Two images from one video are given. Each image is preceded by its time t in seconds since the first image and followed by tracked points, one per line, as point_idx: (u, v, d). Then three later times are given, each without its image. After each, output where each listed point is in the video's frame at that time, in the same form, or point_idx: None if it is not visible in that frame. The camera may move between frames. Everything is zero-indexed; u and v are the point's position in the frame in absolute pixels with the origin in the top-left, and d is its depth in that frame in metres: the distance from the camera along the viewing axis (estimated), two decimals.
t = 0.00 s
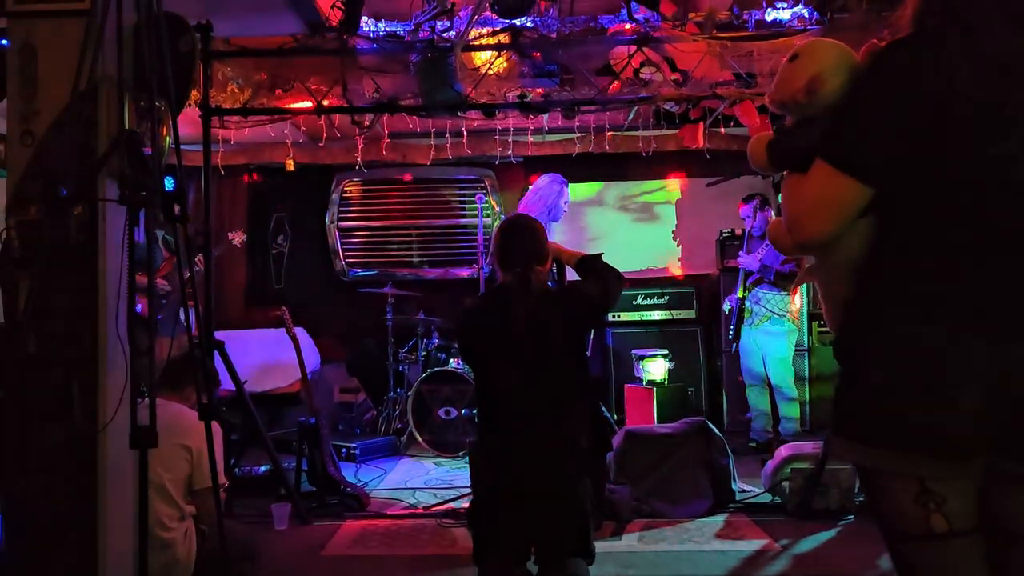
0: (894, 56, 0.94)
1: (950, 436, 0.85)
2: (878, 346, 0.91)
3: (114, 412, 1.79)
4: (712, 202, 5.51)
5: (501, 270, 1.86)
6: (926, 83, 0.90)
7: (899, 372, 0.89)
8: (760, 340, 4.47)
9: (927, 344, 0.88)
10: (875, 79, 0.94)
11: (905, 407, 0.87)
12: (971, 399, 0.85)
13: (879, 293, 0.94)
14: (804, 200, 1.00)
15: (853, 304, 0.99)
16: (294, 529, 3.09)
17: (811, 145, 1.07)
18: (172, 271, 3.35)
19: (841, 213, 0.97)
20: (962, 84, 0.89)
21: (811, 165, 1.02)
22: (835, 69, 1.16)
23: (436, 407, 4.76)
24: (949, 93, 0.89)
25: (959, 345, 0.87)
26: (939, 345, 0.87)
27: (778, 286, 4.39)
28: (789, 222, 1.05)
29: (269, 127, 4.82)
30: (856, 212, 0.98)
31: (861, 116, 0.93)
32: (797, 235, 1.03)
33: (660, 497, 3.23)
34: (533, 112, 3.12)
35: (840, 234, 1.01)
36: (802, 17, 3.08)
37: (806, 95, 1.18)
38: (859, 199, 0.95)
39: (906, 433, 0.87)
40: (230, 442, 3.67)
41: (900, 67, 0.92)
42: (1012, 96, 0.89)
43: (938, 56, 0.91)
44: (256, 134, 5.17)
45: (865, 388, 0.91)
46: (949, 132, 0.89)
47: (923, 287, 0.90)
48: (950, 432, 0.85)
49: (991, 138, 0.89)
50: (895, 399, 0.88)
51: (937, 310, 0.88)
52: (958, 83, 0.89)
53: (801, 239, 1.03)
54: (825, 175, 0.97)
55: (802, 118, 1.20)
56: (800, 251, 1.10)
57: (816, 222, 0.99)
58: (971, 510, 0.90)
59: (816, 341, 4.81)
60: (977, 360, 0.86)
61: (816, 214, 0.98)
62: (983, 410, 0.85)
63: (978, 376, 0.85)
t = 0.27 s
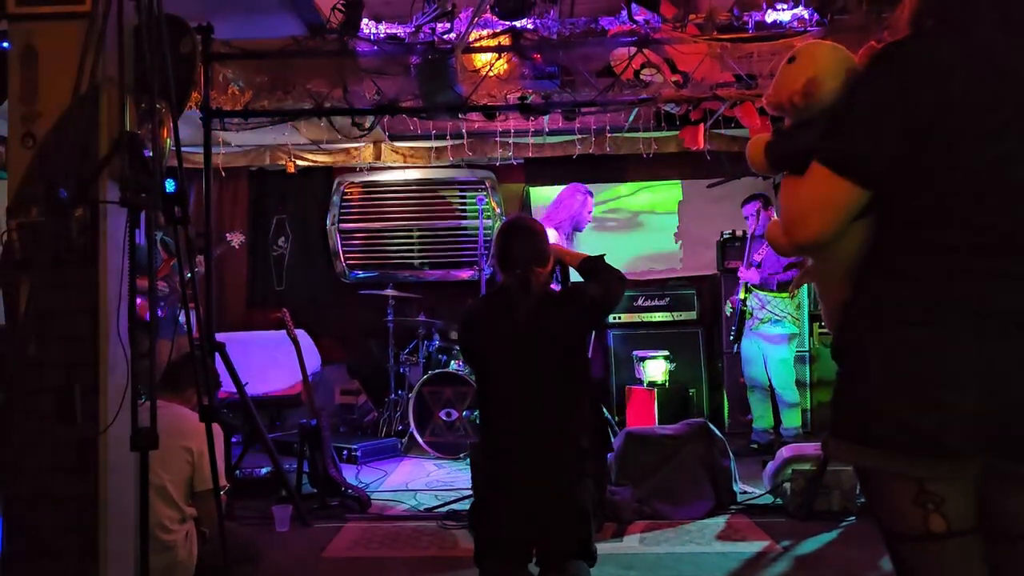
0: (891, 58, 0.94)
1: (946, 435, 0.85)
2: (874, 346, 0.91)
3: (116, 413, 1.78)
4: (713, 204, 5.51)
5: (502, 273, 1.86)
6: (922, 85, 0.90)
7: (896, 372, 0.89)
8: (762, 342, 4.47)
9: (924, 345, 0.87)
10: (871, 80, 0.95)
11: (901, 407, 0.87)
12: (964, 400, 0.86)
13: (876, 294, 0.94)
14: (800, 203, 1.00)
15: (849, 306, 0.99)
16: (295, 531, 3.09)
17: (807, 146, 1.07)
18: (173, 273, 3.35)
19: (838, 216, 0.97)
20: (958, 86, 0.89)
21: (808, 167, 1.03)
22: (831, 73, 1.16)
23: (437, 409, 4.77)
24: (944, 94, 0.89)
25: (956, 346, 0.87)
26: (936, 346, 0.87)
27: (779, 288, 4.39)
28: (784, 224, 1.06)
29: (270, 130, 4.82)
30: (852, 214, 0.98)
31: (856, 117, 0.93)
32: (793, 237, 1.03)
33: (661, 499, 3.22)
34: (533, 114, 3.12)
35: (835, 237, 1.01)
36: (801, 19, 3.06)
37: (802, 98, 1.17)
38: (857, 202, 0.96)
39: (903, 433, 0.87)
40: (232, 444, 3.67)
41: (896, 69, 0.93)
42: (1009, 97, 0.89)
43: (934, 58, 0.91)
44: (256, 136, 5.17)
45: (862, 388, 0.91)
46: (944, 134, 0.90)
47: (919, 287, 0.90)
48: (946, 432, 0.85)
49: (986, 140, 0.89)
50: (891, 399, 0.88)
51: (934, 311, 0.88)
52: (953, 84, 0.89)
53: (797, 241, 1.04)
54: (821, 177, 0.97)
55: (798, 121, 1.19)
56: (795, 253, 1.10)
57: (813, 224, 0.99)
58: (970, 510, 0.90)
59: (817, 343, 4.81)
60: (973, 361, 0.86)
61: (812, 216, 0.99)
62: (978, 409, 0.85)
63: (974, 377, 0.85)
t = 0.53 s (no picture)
0: (888, 60, 0.94)
1: (945, 436, 0.85)
2: (873, 347, 0.91)
3: (118, 414, 1.78)
4: (714, 205, 5.51)
5: (503, 273, 1.87)
6: (919, 86, 0.90)
7: (894, 373, 0.88)
8: (763, 343, 4.48)
9: (923, 346, 0.87)
10: (869, 81, 0.95)
11: (900, 407, 0.87)
12: (963, 400, 0.85)
13: (874, 295, 0.94)
14: (799, 205, 1.01)
15: (848, 307, 0.99)
16: (297, 533, 3.09)
17: (806, 147, 1.07)
18: (175, 274, 3.35)
19: (835, 217, 0.98)
20: (956, 87, 0.89)
21: (806, 169, 1.04)
22: (830, 73, 1.16)
23: (438, 410, 4.77)
24: (942, 95, 0.89)
25: (954, 347, 0.86)
26: (934, 347, 0.87)
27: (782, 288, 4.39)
28: (784, 225, 1.07)
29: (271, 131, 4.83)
30: (851, 215, 0.98)
31: (853, 119, 0.93)
32: (792, 238, 1.04)
33: (663, 500, 3.22)
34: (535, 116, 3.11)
35: (834, 238, 1.02)
36: (803, 20, 3.06)
37: (800, 100, 1.18)
38: (854, 203, 0.97)
39: (902, 434, 0.87)
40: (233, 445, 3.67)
41: (893, 70, 0.93)
42: (1007, 98, 0.89)
43: (932, 59, 0.91)
44: (258, 138, 5.18)
45: (861, 389, 0.91)
46: (942, 135, 0.89)
47: (917, 288, 0.89)
48: (945, 433, 0.85)
49: (984, 141, 0.89)
50: (890, 400, 0.88)
51: (932, 312, 0.88)
52: (951, 85, 0.89)
53: (796, 242, 1.05)
54: (819, 179, 0.98)
55: (796, 121, 1.20)
56: (795, 254, 1.11)
57: (811, 225, 1.00)
58: (971, 511, 0.90)
59: (819, 345, 4.80)
60: (972, 362, 0.86)
61: (811, 218, 1.00)
62: (977, 410, 0.85)
63: (973, 378, 0.85)
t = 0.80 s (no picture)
0: (887, 60, 0.94)
1: (944, 437, 0.85)
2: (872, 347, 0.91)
3: (120, 416, 1.78)
4: (716, 206, 5.50)
5: (509, 273, 1.86)
6: (916, 87, 0.90)
7: (894, 373, 0.88)
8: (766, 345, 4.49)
9: (921, 346, 0.87)
10: (868, 82, 0.95)
11: (900, 408, 0.87)
12: (962, 401, 0.85)
13: (874, 295, 0.93)
14: (797, 205, 1.01)
15: (848, 308, 0.98)
16: (299, 533, 3.09)
17: (805, 147, 1.06)
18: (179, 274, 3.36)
19: (833, 217, 0.98)
20: (954, 87, 0.89)
21: (806, 169, 1.04)
22: (828, 74, 1.15)
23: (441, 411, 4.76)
24: (940, 95, 0.89)
25: (954, 347, 0.86)
26: (933, 348, 0.87)
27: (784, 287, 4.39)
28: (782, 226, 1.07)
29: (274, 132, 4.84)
30: (849, 216, 0.98)
31: (852, 119, 0.93)
32: (790, 238, 1.05)
33: (666, 501, 3.22)
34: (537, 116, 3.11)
35: (832, 239, 1.02)
36: (806, 20, 3.06)
37: (798, 101, 1.18)
38: (851, 204, 0.97)
39: (902, 434, 0.87)
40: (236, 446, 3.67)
41: (892, 70, 0.93)
42: (1006, 97, 0.88)
43: (930, 60, 0.91)
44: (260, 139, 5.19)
45: (861, 389, 0.91)
46: (939, 135, 0.89)
47: (916, 288, 0.89)
48: (945, 433, 0.85)
49: (983, 141, 0.88)
50: (890, 400, 0.88)
51: (931, 313, 0.88)
52: (949, 85, 0.89)
53: (795, 242, 1.05)
54: (818, 180, 0.98)
55: (795, 123, 1.20)
56: (793, 254, 1.11)
57: (809, 226, 1.00)
58: (972, 512, 0.90)
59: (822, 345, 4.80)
60: (972, 362, 0.85)
61: (807, 218, 1.00)
62: (977, 411, 0.85)
63: (972, 378, 0.85)
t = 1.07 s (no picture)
0: (887, 60, 0.94)
1: (946, 437, 0.85)
2: (873, 346, 0.91)
3: (121, 416, 1.78)
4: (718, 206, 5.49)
5: (514, 272, 1.87)
6: (916, 87, 0.90)
7: (895, 373, 0.88)
8: (770, 344, 4.46)
9: (922, 346, 0.87)
10: (868, 82, 0.95)
11: (900, 408, 0.87)
12: (961, 401, 0.85)
13: (874, 295, 0.93)
14: (798, 206, 1.01)
15: (849, 307, 0.98)
16: (301, 533, 3.10)
17: (805, 147, 1.06)
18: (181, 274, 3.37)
19: (833, 218, 0.98)
20: (953, 87, 0.89)
21: (807, 169, 1.04)
22: (829, 74, 1.15)
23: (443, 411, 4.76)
24: (940, 95, 0.89)
25: (953, 348, 0.86)
26: (934, 347, 0.86)
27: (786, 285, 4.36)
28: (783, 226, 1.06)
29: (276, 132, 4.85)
30: (847, 215, 0.97)
31: (852, 119, 0.93)
32: (791, 239, 1.04)
33: (668, 501, 3.22)
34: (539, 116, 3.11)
35: (833, 239, 1.02)
36: (809, 20, 3.05)
37: (799, 100, 1.18)
38: (852, 204, 0.96)
39: (903, 435, 0.86)
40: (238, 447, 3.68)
41: (892, 70, 0.93)
42: (1005, 97, 0.88)
43: (928, 59, 0.90)
44: (263, 139, 5.19)
45: (862, 389, 0.91)
46: (939, 134, 0.89)
47: (917, 288, 0.89)
48: (946, 433, 0.85)
49: (982, 140, 0.88)
50: (891, 400, 0.88)
51: (931, 312, 0.88)
52: (949, 84, 0.89)
53: (796, 244, 1.04)
54: (818, 181, 0.98)
55: (797, 122, 1.19)
56: (795, 255, 1.10)
57: (808, 226, 1.00)
58: (974, 512, 0.89)
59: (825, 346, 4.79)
60: (973, 362, 0.85)
61: (810, 218, 0.99)
62: (975, 411, 0.85)
63: (971, 379, 0.85)
